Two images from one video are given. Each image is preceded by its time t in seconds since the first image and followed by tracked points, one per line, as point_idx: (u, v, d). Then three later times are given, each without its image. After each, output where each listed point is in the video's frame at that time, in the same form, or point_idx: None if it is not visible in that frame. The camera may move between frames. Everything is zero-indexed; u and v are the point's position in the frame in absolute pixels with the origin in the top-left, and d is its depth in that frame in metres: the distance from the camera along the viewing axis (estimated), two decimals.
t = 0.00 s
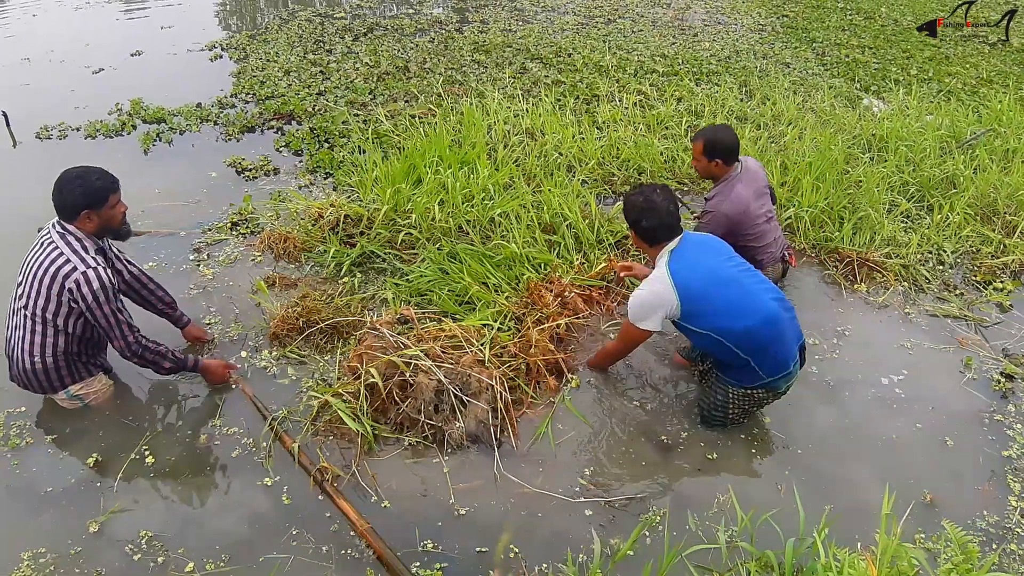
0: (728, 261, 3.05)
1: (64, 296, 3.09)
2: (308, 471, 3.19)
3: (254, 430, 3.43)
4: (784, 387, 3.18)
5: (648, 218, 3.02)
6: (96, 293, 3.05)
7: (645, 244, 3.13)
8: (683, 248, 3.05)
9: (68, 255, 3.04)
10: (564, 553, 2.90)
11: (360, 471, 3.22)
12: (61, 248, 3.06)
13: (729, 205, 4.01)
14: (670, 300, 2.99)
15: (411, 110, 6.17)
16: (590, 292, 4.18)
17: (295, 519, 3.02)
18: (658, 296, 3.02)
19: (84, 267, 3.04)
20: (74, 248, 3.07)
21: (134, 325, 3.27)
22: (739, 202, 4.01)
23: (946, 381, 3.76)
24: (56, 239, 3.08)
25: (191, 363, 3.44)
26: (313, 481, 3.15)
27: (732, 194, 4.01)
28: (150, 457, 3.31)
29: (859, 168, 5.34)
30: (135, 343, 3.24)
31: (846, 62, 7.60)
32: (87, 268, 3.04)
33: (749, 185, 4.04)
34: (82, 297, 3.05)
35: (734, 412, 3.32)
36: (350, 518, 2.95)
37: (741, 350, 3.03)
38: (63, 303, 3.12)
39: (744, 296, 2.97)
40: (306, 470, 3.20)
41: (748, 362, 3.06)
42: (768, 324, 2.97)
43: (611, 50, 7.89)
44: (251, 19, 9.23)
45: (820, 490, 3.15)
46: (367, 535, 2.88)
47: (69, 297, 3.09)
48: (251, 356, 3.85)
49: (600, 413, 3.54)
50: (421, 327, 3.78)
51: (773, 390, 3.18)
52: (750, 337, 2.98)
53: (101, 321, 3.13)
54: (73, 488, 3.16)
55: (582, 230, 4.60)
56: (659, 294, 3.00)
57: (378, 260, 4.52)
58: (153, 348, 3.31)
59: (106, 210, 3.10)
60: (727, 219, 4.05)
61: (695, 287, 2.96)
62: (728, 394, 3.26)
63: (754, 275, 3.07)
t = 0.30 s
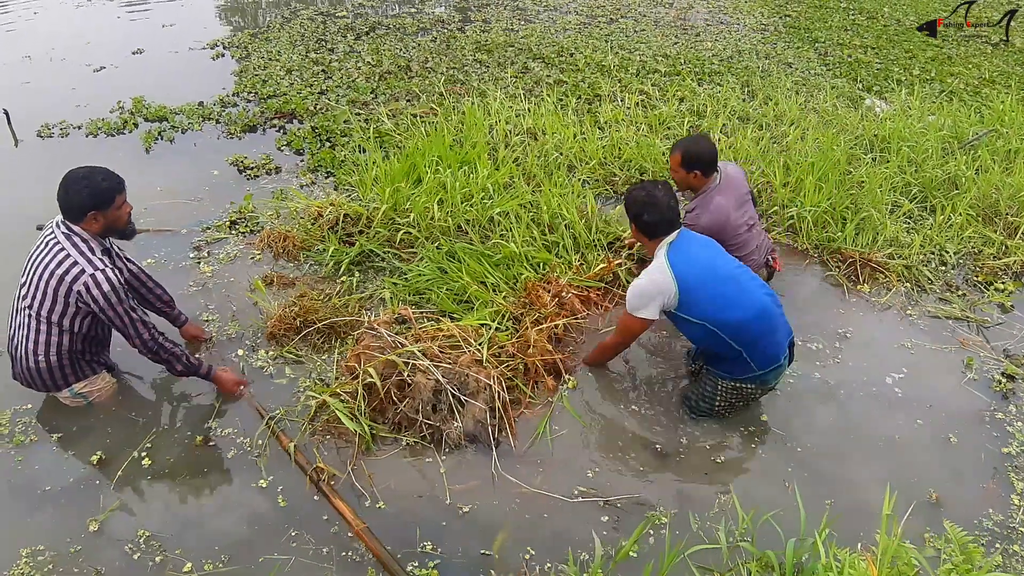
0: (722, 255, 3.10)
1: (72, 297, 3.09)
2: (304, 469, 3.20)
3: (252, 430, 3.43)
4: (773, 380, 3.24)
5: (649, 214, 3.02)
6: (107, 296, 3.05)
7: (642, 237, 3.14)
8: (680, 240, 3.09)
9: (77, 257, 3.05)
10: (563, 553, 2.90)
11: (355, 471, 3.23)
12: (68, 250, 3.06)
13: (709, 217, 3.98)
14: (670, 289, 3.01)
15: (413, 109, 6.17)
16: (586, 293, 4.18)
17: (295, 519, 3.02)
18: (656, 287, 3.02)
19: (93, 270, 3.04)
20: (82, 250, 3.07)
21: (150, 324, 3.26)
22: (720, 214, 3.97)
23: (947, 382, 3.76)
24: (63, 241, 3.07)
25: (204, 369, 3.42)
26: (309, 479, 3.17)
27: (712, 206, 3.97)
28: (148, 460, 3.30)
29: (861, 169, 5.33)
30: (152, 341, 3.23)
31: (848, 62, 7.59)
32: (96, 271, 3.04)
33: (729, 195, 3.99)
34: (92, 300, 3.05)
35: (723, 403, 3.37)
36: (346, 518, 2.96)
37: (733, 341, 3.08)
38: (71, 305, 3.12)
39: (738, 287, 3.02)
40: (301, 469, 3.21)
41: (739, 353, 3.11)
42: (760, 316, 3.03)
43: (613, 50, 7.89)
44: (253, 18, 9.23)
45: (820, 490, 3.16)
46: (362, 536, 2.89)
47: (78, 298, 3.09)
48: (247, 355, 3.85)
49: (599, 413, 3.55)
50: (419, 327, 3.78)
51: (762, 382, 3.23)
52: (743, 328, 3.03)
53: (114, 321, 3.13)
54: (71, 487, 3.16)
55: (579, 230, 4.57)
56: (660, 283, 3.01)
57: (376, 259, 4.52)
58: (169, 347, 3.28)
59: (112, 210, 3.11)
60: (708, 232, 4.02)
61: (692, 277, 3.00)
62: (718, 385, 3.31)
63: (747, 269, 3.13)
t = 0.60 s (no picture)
0: (714, 250, 3.17)
1: (74, 294, 3.08)
2: (301, 469, 3.20)
3: (249, 430, 3.41)
4: (770, 372, 3.29)
5: (646, 212, 3.06)
6: (109, 293, 3.04)
7: (636, 236, 3.19)
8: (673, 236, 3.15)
9: (78, 254, 3.03)
10: (564, 555, 2.88)
11: (353, 472, 3.22)
12: (69, 247, 3.04)
13: (686, 222, 3.97)
14: (667, 283, 3.06)
15: (415, 108, 6.16)
16: (582, 296, 4.13)
17: (294, 520, 3.01)
18: (653, 280, 3.06)
19: (94, 267, 3.03)
20: (83, 248, 3.05)
21: (148, 323, 3.26)
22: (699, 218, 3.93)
23: (951, 384, 3.74)
24: (64, 238, 3.05)
25: (198, 369, 3.41)
26: (302, 478, 3.17)
27: (691, 209, 3.94)
28: (143, 461, 3.27)
29: (863, 170, 5.32)
30: (147, 341, 3.22)
31: (851, 63, 7.57)
32: (98, 268, 3.03)
33: (713, 199, 3.92)
34: (93, 297, 3.05)
35: (720, 397, 3.39)
36: (339, 518, 2.95)
37: (730, 333, 3.13)
38: (74, 302, 3.11)
39: (732, 281, 3.08)
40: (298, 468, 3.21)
41: (736, 345, 3.16)
42: (756, 308, 3.08)
43: (616, 50, 7.88)
44: (256, 16, 9.22)
45: (823, 493, 3.14)
46: (355, 536, 2.88)
47: (80, 296, 3.08)
48: (243, 353, 3.84)
49: (598, 415, 3.53)
50: (418, 327, 3.78)
51: (759, 375, 3.28)
52: (740, 320, 3.08)
53: (114, 319, 3.12)
54: (69, 485, 3.15)
55: (578, 230, 4.55)
56: (655, 277, 3.05)
57: (373, 258, 4.51)
58: (164, 348, 3.27)
59: (115, 206, 3.11)
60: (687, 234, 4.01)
61: (686, 271, 3.05)
62: (715, 379, 3.34)
63: (739, 264, 3.19)
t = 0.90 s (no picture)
0: (704, 245, 3.20)
1: (77, 289, 3.09)
2: (297, 466, 3.21)
3: (245, 429, 3.42)
4: (765, 364, 3.32)
5: (638, 207, 3.10)
6: (111, 288, 3.05)
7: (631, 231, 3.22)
8: (663, 233, 3.17)
9: (80, 249, 3.04)
10: (562, 555, 2.88)
11: (349, 471, 3.22)
12: (73, 242, 3.05)
13: (676, 208, 3.96)
14: (659, 279, 3.08)
15: (416, 107, 6.16)
16: (577, 297, 4.11)
17: (292, 519, 3.01)
18: (646, 276, 3.08)
19: (97, 262, 3.03)
20: (86, 243, 3.05)
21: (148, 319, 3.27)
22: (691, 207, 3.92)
23: (952, 385, 3.73)
24: (67, 233, 3.06)
25: (197, 365, 3.43)
26: (297, 474, 3.19)
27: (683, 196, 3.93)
28: (138, 460, 3.26)
29: (865, 171, 5.31)
30: (147, 337, 3.23)
31: (853, 63, 7.56)
32: (101, 263, 3.04)
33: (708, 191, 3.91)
34: (95, 292, 3.05)
35: (717, 390, 3.41)
36: (335, 514, 2.97)
37: (725, 326, 3.15)
38: (77, 297, 3.12)
39: (724, 274, 3.11)
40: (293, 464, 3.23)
41: (731, 338, 3.19)
42: (750, 300, 3.12)
43: (618, 49, 7.88)
44: (258, 15, 9.23)
45: (823, 493, 3.13)
46: (350, 532, 2.90)
47: (83, 291, 3.09)
48: (241, 352, 3.85)
49: (596, 414, 3.53)
50: (416, 326, 3.78)
51: (755, 367, 3.31)
52: (734, 313, 3.12)
53: (115, 314, 3.12)
54: (67, 482, 3.15)
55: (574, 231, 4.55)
56: (648, 273, 3.07)
57: (369, 256, 4.52)
58: (163, 345, 3.29)
59: (116, 199, 3.11)
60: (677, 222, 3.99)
61: (679, 266, 3.08)
62: (712, 373, 3.36)
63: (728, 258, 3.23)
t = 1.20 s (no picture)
0: (699, 240, 3.23)
1: (80, 286, 3.10)
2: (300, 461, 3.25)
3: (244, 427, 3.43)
4: (762, 357, 3.34)
5: (635, 203, 3.12)
6: (114, 285, 3.07)
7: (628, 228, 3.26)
8: (658, 228, 3.20)
9: (82, 246, 3.05)
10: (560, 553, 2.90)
11: (349, 469, 3.24)
12: (75, 239, 3.06)
13: (680, 196, 3.93)
14: (654, 273, 3.10)
15: (417, 106, 6.18)
16: (572, 297, 4.12)
17: (291, 517, 3.03)
18: (640, 271, 3.11)
19: (99, 259, 3.05)
20: (88, 240, 3.07)
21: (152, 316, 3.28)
22: (694, 195, 3.91)
23: (950, 384, 3.75)
24: (69, 231, 3.07)
25: (202, 362, 3.46)
26: (303, 468, 3.22)
27: (688, 185, 3.92)
28: (132, 460, 3.27)
29: (864, 171, 5.33)
30: (150, 334, 3.25)
31: (854, 63, 7.58)
32: (104, 260, 3.05)
33: (712, 181, 3.91)
34: (98, 289, 3.07)
35: (714, 383, 3.42)
36: (341, 506, 3.00)
37: (720, 321, 3.17)
38: (80, 294, 3.13)
39: (719, 269, 3.14)
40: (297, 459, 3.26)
41: (727, 332, 3.21)
42: (745, 294, 3.14)
43: (619, 49, 7.89)
44: (259, 13, 9.23)
45: (821, 491, 3.15)
46: (355, 524, 2.92)
47: (85, 288, 3.11)
48: (239, 349, 3.86)
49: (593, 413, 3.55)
50: (416, 326, 3.77)
51: (752, 360, 3.32)
52: (729, 308, 3.14)
53: (118, 311, 3.14)
54: (65, 480, 3.17)
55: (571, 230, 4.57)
56: (642, 268, 3.10)
57: (367, 254, 4.53)
58: (168, 340, 3.31)
59: (119, 196, 3.11)
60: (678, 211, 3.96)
61: (674, 260, 3.10)
62: (710, 367, 3.38)
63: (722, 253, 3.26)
